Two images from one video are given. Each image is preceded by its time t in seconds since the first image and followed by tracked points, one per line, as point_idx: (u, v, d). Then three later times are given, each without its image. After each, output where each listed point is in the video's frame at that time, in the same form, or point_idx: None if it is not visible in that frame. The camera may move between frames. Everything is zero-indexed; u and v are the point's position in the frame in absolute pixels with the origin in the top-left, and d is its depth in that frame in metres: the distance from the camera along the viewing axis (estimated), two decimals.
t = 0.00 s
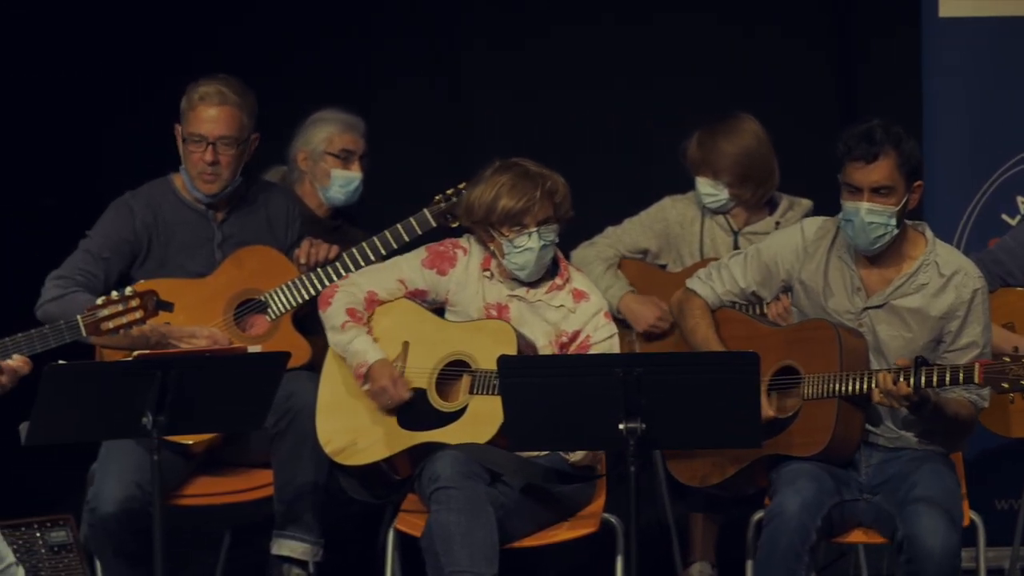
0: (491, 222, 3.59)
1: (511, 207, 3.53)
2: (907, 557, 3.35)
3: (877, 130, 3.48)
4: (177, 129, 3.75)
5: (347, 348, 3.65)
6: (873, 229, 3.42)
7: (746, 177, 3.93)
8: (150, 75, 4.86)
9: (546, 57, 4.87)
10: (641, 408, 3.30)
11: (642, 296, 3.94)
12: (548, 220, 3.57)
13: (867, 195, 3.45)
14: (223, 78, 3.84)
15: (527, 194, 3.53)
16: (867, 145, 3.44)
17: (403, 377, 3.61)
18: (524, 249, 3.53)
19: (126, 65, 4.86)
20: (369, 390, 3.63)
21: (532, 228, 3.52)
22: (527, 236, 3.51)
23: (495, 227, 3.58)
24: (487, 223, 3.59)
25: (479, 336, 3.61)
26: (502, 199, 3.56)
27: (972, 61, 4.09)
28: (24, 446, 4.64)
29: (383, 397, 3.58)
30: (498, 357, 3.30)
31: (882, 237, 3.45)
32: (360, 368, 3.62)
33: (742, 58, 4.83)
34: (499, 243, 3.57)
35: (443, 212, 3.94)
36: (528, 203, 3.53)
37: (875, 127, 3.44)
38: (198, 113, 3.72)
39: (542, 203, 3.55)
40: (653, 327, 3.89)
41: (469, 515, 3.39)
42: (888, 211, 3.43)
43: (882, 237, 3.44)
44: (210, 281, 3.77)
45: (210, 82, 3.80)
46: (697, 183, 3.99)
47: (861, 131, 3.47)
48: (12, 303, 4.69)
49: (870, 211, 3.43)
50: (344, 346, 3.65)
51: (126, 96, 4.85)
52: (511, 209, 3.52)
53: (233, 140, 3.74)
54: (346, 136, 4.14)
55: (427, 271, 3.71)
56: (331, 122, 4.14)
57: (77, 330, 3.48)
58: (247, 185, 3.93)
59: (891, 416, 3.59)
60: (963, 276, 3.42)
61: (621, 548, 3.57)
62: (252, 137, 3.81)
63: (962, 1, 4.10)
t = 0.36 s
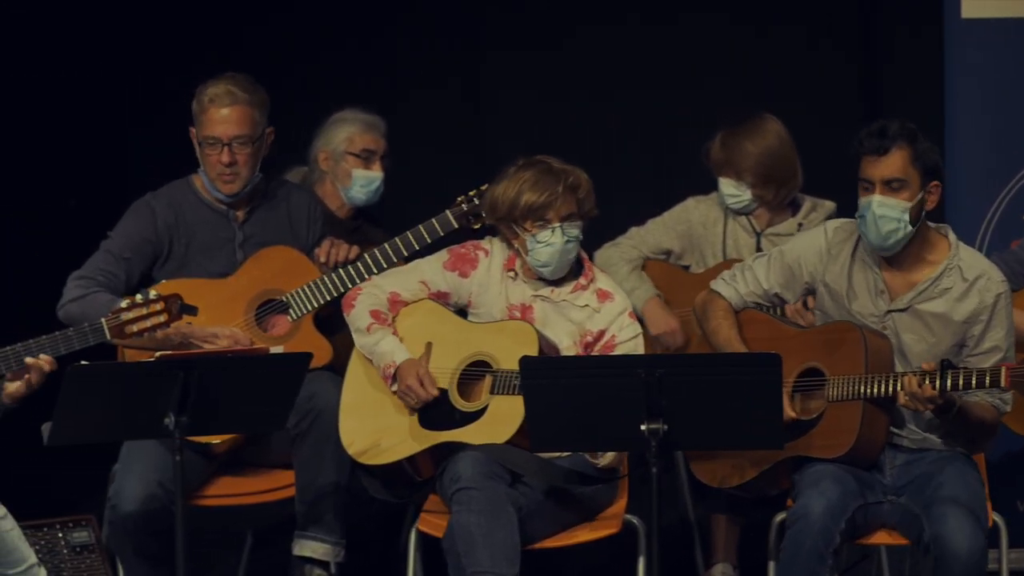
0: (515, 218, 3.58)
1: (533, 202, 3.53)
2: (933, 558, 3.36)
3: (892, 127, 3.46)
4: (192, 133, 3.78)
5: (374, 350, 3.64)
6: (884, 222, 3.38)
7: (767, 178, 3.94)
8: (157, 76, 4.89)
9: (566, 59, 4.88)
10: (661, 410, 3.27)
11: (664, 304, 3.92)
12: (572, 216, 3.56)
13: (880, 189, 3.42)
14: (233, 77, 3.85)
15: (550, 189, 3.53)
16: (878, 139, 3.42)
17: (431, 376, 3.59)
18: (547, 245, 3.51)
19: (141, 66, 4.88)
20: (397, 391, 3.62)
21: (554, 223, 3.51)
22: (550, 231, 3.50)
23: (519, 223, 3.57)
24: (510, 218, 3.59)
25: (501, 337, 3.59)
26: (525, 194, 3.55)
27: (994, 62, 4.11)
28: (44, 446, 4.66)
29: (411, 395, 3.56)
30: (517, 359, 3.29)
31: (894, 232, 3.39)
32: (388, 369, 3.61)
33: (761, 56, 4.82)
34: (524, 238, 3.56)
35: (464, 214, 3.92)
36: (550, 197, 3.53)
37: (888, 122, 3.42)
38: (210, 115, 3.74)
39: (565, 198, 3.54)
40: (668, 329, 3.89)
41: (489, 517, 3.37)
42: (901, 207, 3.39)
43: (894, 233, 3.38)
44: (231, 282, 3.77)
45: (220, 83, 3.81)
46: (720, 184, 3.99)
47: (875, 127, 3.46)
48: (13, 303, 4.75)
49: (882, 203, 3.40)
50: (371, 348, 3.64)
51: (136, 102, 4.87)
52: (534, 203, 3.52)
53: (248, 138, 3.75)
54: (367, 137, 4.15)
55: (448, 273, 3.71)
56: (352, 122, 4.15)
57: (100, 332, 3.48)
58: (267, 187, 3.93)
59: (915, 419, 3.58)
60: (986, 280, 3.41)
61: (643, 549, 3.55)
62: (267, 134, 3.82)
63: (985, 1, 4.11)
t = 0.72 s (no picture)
0: (530, 221, 3.57)
1: (546, 206, 3.51)
2: (953, 550, 3.28)
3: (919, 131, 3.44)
4: (217, 132, 3.78)
5: (413, 325, 3.64)
6: (909, 228, 3.38)
7: (790, 179, 3.96)
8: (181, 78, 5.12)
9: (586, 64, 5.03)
10: (686, 412, 3.20)
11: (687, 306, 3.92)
12: (587, 221, 3.54)
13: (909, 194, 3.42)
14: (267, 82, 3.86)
15: (562, 195, 3.51)
16: (905, 144, 3.41)
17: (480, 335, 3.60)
18: (560, 250, 3.49)
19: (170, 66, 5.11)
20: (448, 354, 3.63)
21: (568, 228, 3.49)
22: (563, 236, 3.49)
23: (534, 227, 3.57)
24: (525, 223, 3.58)
25: (525, 339, 3.59)
26: (539, 199, 3.54)
27: (1020, 70, 4.25)
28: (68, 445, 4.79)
29: (467, 352, 3.58)
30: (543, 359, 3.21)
31: (923, 235, 3.39)
32: (434, 337, 3.61)
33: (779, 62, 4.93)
34: (538, 243, 3.56)
35: (487, 215, 3.94)
36: (562, 203, 3.51)
37: (915, 126, 3.40)
38: (236, 115, 3.74)
39: (578, 204, 3.53)
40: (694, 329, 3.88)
41: (513, 517, 3.36)
42: (928, 212, 3.38)
43: (920, 237, 3.39)
44: (254, 282, 3.76)
45: (252, 85, 3.82)
46: (744, 185, 4.01)
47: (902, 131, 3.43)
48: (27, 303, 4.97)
49: (909, 208, 3.39)
50: (410, 323, 3.64)
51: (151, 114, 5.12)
52: (546, 208, 3.51)
53: (271, 144, 3.75)
54: (389, 138, 4.23)
55: (473, 270, 3.74)
56: (374, 124, 4.24)
57: (124, 335, 3.46)
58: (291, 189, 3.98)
59: (936, 420, 3.57)
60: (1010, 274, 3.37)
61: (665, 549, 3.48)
62: (292, 141, 3.83)
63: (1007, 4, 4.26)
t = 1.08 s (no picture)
0: (557, 230, 3.57)
1: (574, 217, 3.51)
2: None
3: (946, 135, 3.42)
4: (253, 139, 3.79)
5: (420, 355, 3.64)
6: (939, 234, 3.35)
7: (817, 179, 3.95)
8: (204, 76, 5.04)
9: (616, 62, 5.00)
10: (711, 414, 3.19)
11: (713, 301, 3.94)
12: (614, 232, 3.54)
13: (936, 199, 3.38)
14: (298, 86, 3.85)
15: (590, 205, 3.51)
16: (934, 149, 3.38)
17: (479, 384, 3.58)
18: (588, 258, 3.51)
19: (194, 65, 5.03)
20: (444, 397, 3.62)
21: (596, 238, 3.49)
22: (591, 245, 3.49)
23: (561, 236, 3.57)
24: (553, 232, 3.58)
25: (547, 341, 3.58)
26: (567, 209, 3.54)
27: None
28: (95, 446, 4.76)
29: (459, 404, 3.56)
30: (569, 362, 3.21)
31: (951, 240, 3.37)
32: (434, 375, 3.61)
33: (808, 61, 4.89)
34: (565, 253, 3.56)
35: (513, 217, 3.96)
36: (590, 214, 3.51)
37: (942, 131, 3.38)
38: (274, 123, 3.75)
39: (606, 214, 3.52)
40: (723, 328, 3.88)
41: (539, 520, 3.36)
42: (956, 216, 3.36)
43: (949, 242, 3.37)
44: (280, 283, 3.77)
45: (285, 90, 3.82)
46: (770, 187, 3.99)
47: (929, 135, 3.41)
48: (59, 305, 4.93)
49: (937, 214, 3.36)
50: (417, 352, 3.64)
51: (174, 110, 5.02)
52: (575, 218, 3.50)
53: (309, 149, 3.77)
54: (419, 141, 4.24)
55: (498, 275, 3.71)
56: (404, 127, 4.25)
57: (150, 337, 3.49)
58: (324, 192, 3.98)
59: (963, 422, 3.54)
60: None
61: (691, 553, 3.48)
62: (327, 145, 3.84)
63: None
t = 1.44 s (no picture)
0: (584, 228, 3.57)
1: (600, 214, 3.51)
2: (1011, 538, 3.30)
3: (981, 131, 3.39)
4: (306, 155, 3.77)
5: (454, 351, 3.64)
6: (987, 230, 3.32)
7: (848, 175, 3.93)
8: (218, 77, 5.07)
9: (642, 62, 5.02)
10: (741, 414, 3.18)
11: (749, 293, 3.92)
12: (640, 229, 3.53)
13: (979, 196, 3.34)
14: (317, 89, 3.85)
15: (616, 202, 3.50)
16: (973, 146, 3.34)
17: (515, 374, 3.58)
18: (614, 256, 3.50)
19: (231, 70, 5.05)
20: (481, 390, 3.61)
21: (622, 235, 3.49)
22: (617, 243, 3.48)
23: (587, 234, 3.56)
24: (579, 230, 3.58)
25: (574, 340, 3.57)
26: (593, 206, 3.53)
27: None
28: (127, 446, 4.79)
29: (497, 394, 3.56)
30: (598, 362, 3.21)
31: (996, 235, 3.34)
32: (470, 369, 3.60)
33: (838, 58, 4.86)
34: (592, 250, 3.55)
35: (541, 216, 3.94)
36: (616, 211, 3.50)
37: (981, 127, 3.34)
38: (330, 134, 3.76)
39: (632, 211, 3.52)
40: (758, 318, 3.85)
41: (568, 520, 3.35)
42: (999, 211, 3.33)
43: (995, 238, 3.34)
44: (310, 283, 3.78)
45: (319, 100, 3.81)
46: (801, 182, 3.97)
47: (965, 132, 3.37)
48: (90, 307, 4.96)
49: (983, 210, 3.33)
50: (451, 349, 3.64)
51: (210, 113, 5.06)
52: (601, 215, 3.50)
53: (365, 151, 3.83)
54: (450, 141, 4.25)
55: (525, 276, 3.70)
56: (435, 128, 4.26)
57: (181, 337, 3.50)
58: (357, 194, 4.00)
59: (994, 423, 3.47)
60: None
61: (721, 553, 3.47)
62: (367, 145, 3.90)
63: None
